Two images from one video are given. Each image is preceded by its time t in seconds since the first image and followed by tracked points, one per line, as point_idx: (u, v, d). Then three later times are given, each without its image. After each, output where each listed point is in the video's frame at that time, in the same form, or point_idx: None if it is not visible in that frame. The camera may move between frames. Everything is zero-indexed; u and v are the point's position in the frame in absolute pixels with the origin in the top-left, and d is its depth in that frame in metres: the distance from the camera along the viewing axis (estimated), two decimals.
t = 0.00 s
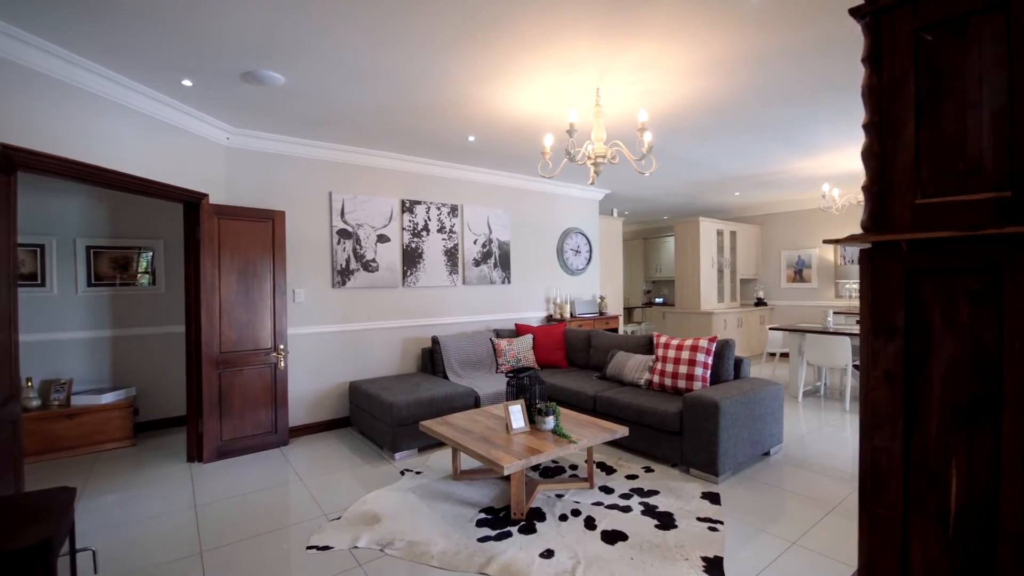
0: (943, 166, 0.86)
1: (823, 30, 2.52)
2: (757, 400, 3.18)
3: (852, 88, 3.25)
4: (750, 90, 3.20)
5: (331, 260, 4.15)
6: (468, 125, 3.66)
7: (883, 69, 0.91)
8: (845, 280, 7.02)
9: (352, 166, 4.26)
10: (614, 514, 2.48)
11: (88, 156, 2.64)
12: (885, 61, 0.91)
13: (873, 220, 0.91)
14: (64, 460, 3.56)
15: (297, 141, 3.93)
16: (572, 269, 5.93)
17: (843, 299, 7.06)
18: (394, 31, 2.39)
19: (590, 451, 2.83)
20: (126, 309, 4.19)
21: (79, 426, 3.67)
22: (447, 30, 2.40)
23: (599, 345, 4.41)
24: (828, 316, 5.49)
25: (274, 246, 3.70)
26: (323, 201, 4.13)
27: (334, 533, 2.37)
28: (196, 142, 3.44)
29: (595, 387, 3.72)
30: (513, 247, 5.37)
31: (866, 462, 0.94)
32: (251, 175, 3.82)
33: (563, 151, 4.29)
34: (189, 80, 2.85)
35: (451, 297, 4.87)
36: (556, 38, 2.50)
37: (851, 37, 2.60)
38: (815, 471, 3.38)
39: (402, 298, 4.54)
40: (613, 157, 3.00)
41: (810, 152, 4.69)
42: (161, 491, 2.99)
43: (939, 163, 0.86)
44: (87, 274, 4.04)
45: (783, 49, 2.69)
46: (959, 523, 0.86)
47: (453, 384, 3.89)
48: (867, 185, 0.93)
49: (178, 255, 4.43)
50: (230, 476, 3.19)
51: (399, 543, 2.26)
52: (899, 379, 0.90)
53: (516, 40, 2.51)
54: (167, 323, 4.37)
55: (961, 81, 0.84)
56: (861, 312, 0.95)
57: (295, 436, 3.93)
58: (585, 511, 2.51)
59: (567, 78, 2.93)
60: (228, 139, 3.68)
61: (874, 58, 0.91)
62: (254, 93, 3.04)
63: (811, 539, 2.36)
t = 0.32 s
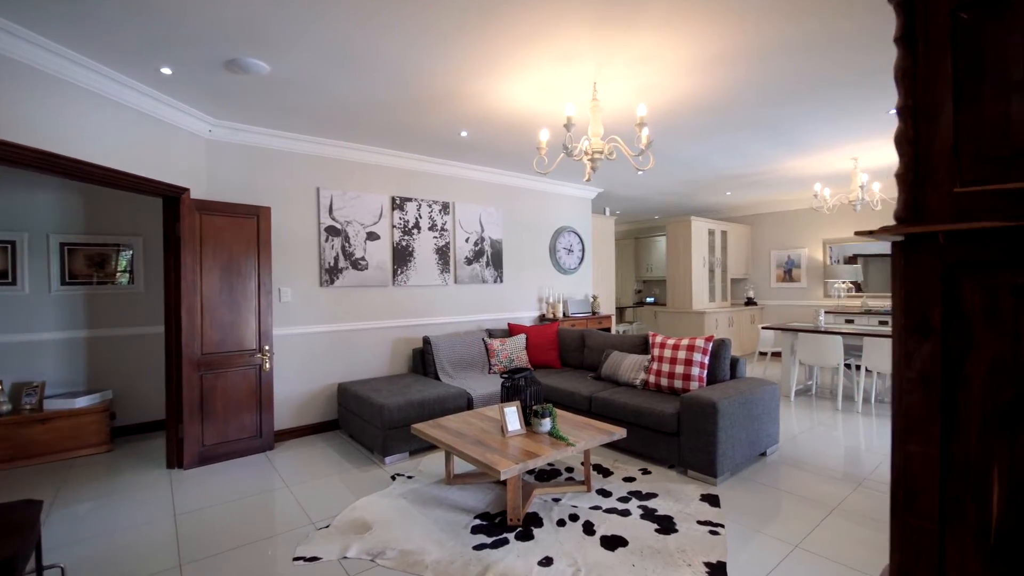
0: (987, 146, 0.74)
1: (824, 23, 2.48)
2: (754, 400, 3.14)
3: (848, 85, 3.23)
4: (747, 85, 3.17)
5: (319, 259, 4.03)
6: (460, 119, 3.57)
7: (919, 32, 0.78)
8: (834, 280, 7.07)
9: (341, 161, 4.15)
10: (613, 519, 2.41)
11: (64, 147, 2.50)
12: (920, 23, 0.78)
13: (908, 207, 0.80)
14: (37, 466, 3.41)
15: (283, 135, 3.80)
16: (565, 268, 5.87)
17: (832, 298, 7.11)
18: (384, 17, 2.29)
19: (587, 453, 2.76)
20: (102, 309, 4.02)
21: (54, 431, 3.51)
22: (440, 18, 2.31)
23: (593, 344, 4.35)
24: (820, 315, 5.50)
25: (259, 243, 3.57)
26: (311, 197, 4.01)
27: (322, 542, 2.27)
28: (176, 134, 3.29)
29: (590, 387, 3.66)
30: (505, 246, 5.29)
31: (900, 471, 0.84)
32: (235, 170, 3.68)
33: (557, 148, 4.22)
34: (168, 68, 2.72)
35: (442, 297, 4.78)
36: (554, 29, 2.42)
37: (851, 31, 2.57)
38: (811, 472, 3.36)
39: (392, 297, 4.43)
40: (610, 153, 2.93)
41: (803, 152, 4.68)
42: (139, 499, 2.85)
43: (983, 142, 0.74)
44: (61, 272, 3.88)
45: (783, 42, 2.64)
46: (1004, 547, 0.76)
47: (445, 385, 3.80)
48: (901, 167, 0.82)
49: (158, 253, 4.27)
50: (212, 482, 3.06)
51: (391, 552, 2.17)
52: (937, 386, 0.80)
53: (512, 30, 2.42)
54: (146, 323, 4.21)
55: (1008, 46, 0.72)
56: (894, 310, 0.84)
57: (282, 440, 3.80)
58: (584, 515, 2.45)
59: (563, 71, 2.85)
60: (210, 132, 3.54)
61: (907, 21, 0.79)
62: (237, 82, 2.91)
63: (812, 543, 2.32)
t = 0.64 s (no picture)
0: None
1: (825, 16, 2.43)
2: (753, 401, 3.08)
3: (844, 81, 3.20)
4: (744, 80, 3.12)
5: (305, 256, 3.89)
6: (452, 112, 3.47)
7: (970, 22, 0.78)
8: (824, 279, 7.10)
9: (328, 155, 4.02)
10: (612, 525, 2.33)
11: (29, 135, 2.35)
12: (973, 12, 0.78)
13: (961, 196, 0.77)
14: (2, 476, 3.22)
15: (268, 127, 3.66)
16: (557, 267, 5.79)
17: (821, 297, 7.14)
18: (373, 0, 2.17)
19: (585, 457, 2.68)
20: (75, 308, 3.83)
21: (22, 438, 3.32)
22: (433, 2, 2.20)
23: (587, 344, 4.27)
24: (812, 314, 5.49)
25: (241, 239, 3.43)
26: (297, 192, 3.87)
27: (308, 555, 2.15)
28: (153, 124, 3.14)
29: (586, 388, 3.58)
30: (497, 244, 5.19)
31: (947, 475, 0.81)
32: (217, 163, 3.53)
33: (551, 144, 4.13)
34: (143, 53, 2.57)
35: (433, 296, 4.66)
36: (550, 16, 2.33)
37: (852, 25, 2.52)
38: (809, 473, 3.32)
39: (381, 297, 4.31)
40: (608, 147, 2.84)
41: (796, 150, 4.66)
42: (113, 508, 2.70)
43: None
44: (31, 270, 3.69)
45: (783, 35, 2.59)
46: None
47: (436, 387, 3.69)
48: (952, 156, 0.78)
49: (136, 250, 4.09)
50: (191, 491, 2.91)
51: (381, 564, 2.05)
52: (990, 383, 0.77)
53: (507, 17, 2.33)
54: (123, 323, 4.03)
55: None
56: (943, 304, 0.81)
57: (266, 445, 3.66)
58: (582, 522, 2.36)
59: (559, 61, 2.76)
60: (189, 122, 3.38)
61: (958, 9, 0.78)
62: (218, 69, 2.77)
63: (817, 548, 2.27)
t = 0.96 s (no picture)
0: None
1: (827, 10, 2.37)
2: (751, 403, 3.02)
3: (841, 79, 3.15)
4: (742, 76, 3.06)
5: (289, 255, 3.75)
6: (442, 106, 3.35)
7: None
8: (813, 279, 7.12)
9: (313, 150, 3.88)
10: (611, 534, 2.25)
11: None
12: None
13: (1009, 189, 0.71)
14: None
15: (249, 120, 3.51)
16: (549, 266, 5.71)
17: (810, 297, 7.17)
18: None
19: (582, 462, 2.59)
20: (43, 309, 3.65)
21: None
22: None
23: (580, 345, 4.19)
24: (803, 314, 5.49)
25: (220, 237, 3.27)
26: (280, 188, 3.72)
27: (291, 571, 2.03)
28: (126, 115, 2.98)
29: (580, 390, 3.50)
30: (488, 243, 5.09)
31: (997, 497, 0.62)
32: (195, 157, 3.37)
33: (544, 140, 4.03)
34: (113, 39, 2.42)
35: (422, 296, 4.55)
36: (545, 5, 2.23)
37: (853, 20, 2.46)
38: (805, 475, 3.28)
39: (369, 296, 4.18)
40: (604, 143, 2.76)
41: (789, 149, 4.64)
42: (81, 522, 2.54)
43: None
44: None
45: (783, 30, 2.52)
46: None
47: (426, 390, 3.57)
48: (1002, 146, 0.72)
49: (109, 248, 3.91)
50: (167, 502, 2.76)
51: None
52: None
53: (501, 5, 2.22)
54: (96, 324, 3.86)
55: None
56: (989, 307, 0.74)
57: (247, 452, 3.51)
58: (579, 531, 2.27)
59: (554, 53, 2.66)
60: (164, 114, 3.22)
61: None
62: (194, 57, 2.62)
63: (820, 555, 2.22)
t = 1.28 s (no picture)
0: None
1: (825, 7, 2.32)
2: (744, 405, 2.97)
3: (834, 78, 3.12)
4: (736, 73, 3.00)
5: (269, 254, 3.61)
6: (429, 100, 3.25)
7: None
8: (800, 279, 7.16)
9: (295, 146, 3.75)
10: (605, 543, 2.17)
11: None
12: None
13: None
14: None
15: (225, 113, 3.37)
16: (538, 267, 5.63)
17: (797, 297, 7.21)
18: None
19: (574, 468, 2.51)
20: (5, 312, 3.45)
21: None
22: None
23: (570, 346, 4.12)
24: (792, 314, 5.50)
25: (195, 236, 3.13)
26: (260, 185, 3.58)
27: None
28: (93, 106, 2.82)
29: (571, 393, 3.42)
30: (476, 242, 4.99)
31: None
32: (168, 152, 3.22)
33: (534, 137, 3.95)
34: (78, 23, 2.27)
35: (409, 297, 4.44)
36: None
37: (849, 18, 2.42)
38: (798, 476, 3.24)
39: (353, 297, 4.06)
40: (597, 140, 2.68)
41: (778, 150, 4.63)
42: (43, 538, 2.39)
43: None
44: None
45: (779, 25, 2.47)
46: None
47: (413, 394, 3.46)
48: None
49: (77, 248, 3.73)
50: (138, 516, 2.62)
51: None
52: None
53: None
54: (67, 327, 3.69)
55: None
56: None
57: (225, 461, 3.37)
58: (573, 541, 2.19)
59: (546, 46, 2.58)
60: (135, 106, 3.07)
61: None
62: (166, 43, 2.48)
63: (819, 560, 2.17)
